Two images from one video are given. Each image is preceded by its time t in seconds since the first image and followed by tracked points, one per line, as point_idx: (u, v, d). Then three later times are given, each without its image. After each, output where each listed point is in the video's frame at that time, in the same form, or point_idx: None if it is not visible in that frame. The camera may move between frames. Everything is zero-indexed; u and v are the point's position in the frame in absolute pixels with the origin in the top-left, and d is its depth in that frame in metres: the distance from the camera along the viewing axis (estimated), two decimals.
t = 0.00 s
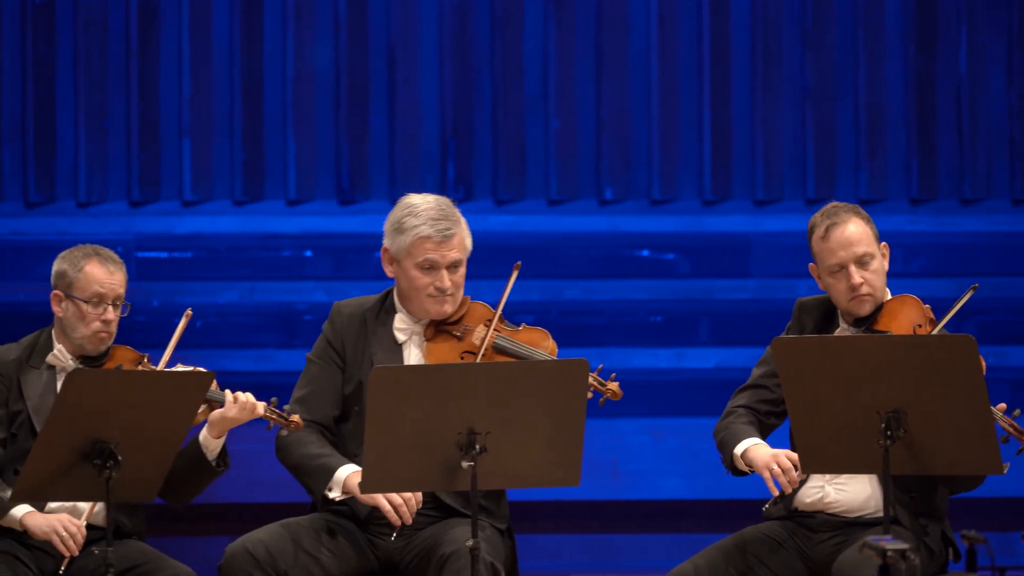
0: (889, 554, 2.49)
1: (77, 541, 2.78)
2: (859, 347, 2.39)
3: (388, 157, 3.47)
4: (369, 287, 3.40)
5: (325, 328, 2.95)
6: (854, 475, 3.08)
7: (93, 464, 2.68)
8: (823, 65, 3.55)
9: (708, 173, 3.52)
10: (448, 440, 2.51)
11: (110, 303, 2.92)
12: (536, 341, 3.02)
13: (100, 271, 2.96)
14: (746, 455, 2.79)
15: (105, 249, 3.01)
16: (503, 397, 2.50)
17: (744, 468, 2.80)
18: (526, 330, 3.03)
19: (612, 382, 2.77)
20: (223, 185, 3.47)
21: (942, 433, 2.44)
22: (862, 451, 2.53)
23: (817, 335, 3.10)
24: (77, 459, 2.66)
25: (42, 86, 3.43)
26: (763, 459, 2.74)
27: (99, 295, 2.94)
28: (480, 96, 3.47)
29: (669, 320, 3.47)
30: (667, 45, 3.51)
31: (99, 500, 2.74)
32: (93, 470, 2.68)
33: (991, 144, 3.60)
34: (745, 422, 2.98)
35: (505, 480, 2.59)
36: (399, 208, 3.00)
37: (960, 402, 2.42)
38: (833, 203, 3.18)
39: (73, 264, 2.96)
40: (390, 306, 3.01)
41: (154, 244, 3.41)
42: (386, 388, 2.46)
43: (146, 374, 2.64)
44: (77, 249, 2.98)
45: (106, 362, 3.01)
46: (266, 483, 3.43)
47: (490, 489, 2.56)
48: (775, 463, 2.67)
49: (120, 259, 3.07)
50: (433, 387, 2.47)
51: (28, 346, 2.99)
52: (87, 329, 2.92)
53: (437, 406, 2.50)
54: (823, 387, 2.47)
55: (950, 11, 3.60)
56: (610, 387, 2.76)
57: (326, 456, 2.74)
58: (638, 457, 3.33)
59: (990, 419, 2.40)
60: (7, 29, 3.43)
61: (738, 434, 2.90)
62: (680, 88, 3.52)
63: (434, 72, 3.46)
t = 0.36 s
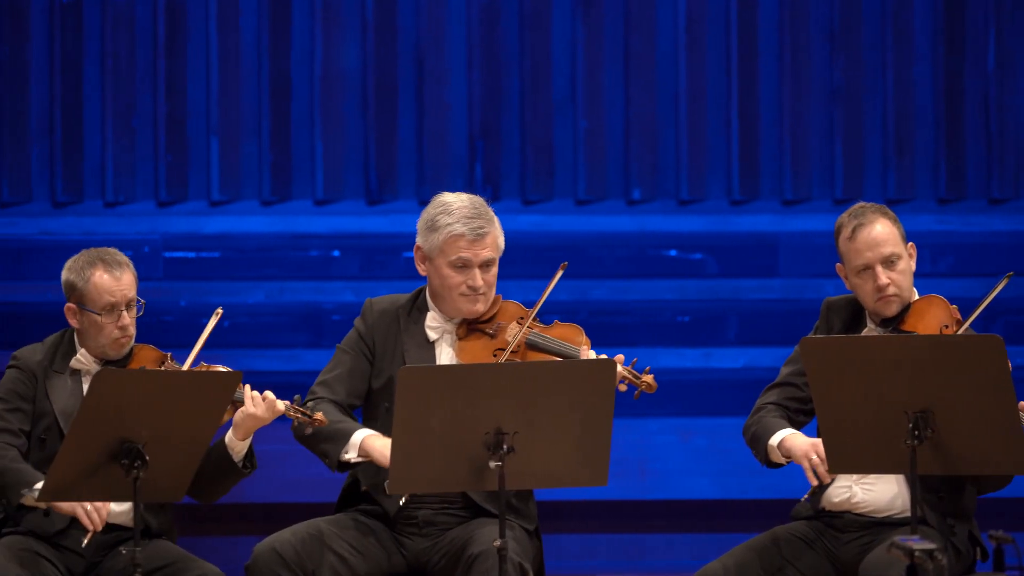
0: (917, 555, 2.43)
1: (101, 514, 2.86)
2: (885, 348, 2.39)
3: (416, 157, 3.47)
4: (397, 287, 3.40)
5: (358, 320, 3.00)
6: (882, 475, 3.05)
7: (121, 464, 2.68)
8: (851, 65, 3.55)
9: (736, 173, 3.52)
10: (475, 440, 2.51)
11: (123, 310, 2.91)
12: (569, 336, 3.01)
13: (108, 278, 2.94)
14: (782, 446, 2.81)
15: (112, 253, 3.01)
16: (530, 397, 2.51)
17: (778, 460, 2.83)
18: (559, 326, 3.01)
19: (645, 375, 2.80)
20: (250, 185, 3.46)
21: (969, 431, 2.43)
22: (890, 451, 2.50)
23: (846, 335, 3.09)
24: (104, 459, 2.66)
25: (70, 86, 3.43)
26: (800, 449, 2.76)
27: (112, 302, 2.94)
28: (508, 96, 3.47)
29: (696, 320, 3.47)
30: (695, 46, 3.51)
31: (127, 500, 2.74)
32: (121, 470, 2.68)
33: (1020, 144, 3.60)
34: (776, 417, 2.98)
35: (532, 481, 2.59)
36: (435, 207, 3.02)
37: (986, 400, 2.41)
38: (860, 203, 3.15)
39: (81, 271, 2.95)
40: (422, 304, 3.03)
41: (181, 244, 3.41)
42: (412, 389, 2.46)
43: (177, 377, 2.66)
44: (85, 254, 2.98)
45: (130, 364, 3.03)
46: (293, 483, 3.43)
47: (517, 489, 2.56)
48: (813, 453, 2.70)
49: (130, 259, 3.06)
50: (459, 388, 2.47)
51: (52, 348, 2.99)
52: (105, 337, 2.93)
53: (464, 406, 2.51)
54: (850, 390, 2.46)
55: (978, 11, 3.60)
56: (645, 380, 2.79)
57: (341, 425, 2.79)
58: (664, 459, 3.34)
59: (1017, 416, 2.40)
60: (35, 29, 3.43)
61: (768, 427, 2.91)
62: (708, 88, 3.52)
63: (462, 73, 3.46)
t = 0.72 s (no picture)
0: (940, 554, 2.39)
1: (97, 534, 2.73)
2: (914, 348, 2.36)
3: (440, 157, 3.47)
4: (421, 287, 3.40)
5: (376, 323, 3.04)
6: (906, 475, 3.04)
7: (144, 464, 2.70)
8: (875, 65, 3.55)
9: (760, 173, 3.52)
10: (498, 439, 2.52)
11: (131, 309, 2.97)
12: (584, 330, 2.96)
13: (114, 280, 2.99)
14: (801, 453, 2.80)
15: (113, 255, 3.05)
16: (554, 398, 2.51)
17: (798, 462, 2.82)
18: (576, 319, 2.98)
19: (661, 361, 2.76)
20: (274, 185, 3.46)
21: (992, 430, 2.43)
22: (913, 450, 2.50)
23: (869, 335, 3.09)
24: (128, 459, 2.68)
25: (94, 86, 3.43)
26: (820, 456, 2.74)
27: (119, 303, 2.99)
28: (532, 96, 3.47)
29: (720, 320, 3.46)
30: (719, 45, 3.51)
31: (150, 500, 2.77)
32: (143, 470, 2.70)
33: None
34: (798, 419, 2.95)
35: (555, 479, 2.60)
36: (439, 214, 3.02)
37: (1010, 399, 2.40)
38: (884, 201, 3.13)
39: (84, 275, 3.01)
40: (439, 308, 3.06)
41: (205, 244, 3.41)
42: (435, 389, 2.46)
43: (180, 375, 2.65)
44: (87, 257, 3.02)
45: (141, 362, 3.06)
46: (316, 483, 3.43)
47: (541, 488, 2.57)
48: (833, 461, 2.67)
49: (133, 257, 3.11)
50: (482, 388, 2.47)
51: (63, 349, 3.07)
52: (115, 338, 2.98)
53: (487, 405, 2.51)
54: (875, 388, 2.44)
55: (1003, 10, 3.59)
56: (661, 366, 2.77)
57: (354, 420, 2.84)
58: (687, 458, 3.35)
59: None
60: (59, 29, 3.43)
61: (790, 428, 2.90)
62: (732, 88, 3.52)
63: (485, 73, 3.46)
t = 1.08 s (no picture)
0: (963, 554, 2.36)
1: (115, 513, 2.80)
2: (936, 348, 2.35)
3: (462, 157, 3.48)
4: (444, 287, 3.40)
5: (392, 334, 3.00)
6: (929, 475, 3.02)
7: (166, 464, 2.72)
8: (897, 65, 3.55)
9: (782, 173, 3.53)
10: (522, 440, 2.52)
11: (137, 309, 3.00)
12: (593, 337, 2.93)
13: (120, 281, 3.05)
14: (815, 407, 2.79)
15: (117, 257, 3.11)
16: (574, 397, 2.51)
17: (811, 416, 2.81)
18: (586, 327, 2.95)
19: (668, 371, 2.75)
20: (297, 184, 3.46)
21: (1015, 430, 2.42)
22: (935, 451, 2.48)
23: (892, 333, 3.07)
24: (150, 458, 2.70)
25: (116, 86, 3.43)
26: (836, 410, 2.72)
27: (126, 304, 3.03)
28: (554, 96, 3.48)
29: (743, 320, 3.46)
30: (741, 46, 3.51)
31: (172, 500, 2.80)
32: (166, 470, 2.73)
33: None
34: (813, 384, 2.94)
35: (578, 480, 2.60)
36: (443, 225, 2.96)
37: None
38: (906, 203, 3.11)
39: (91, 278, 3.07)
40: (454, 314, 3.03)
41: (228, 244, 3.41)
42: (457, 389, 2.46)
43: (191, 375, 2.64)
44: (92, 260, 3.09)
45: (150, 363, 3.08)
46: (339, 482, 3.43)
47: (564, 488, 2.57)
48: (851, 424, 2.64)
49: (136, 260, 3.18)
50: (502, 388, 2.47)
51: (74, 350, 3.11)
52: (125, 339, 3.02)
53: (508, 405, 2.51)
54: (897, 389, 2.43)
55: None
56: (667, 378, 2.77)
57: (379, 438, 2.79)
58: (710, 458, 3.36)
59: None
60: (82, 28, 3.43)
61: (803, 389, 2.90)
62: (755, 88, 3.52)
63: (508, 73, 3.47)
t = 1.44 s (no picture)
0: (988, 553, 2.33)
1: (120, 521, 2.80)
2: (962, 348, 2.35)
3: (488, 157, 3.47)
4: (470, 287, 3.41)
5: (418, 323, 3.02)
6: (952, 475, 3.00)
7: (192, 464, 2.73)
8: (923, 65, 3.55)
9: (809, 173, 3.53)
10: (548, 439, 2.53)
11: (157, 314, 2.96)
12: (620, 329, 2.88)
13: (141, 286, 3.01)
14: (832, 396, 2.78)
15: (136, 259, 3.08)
16: (599, 397, 2.52)
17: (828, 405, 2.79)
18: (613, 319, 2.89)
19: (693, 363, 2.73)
20: (323, 184, 3.46)
21: None
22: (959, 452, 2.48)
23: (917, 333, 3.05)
24: (176, 459, 2.71)
25: (142, 86, 3.42)
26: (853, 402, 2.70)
27: (146, 310, 3.00)
28: (580, 96, 3.48)
29: (769, 320, 3.46)
30: (767, 46, 3.51)
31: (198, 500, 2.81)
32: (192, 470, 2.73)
33: None
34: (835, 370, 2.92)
35: (603, 479, 2.61)
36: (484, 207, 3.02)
37: None
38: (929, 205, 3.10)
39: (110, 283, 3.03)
40: (483, 307, 3.04)
41: (254, 244, 3.41)
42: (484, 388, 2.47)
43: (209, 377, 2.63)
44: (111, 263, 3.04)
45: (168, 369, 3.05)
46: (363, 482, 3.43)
47: (590, 488, 2.58)
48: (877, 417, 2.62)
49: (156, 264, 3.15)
50: (529, 386, 2.47)
51: (95, 354, 3.08)
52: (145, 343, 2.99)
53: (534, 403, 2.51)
54: (921, 390, 2.42)
55: None
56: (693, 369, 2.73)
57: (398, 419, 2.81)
58: (736, 458, 3.37)
59: None
60: (107, 28, 3.43)
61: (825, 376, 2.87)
62: (781, 89, 3.52)
63: (533, 74, 3.47)
